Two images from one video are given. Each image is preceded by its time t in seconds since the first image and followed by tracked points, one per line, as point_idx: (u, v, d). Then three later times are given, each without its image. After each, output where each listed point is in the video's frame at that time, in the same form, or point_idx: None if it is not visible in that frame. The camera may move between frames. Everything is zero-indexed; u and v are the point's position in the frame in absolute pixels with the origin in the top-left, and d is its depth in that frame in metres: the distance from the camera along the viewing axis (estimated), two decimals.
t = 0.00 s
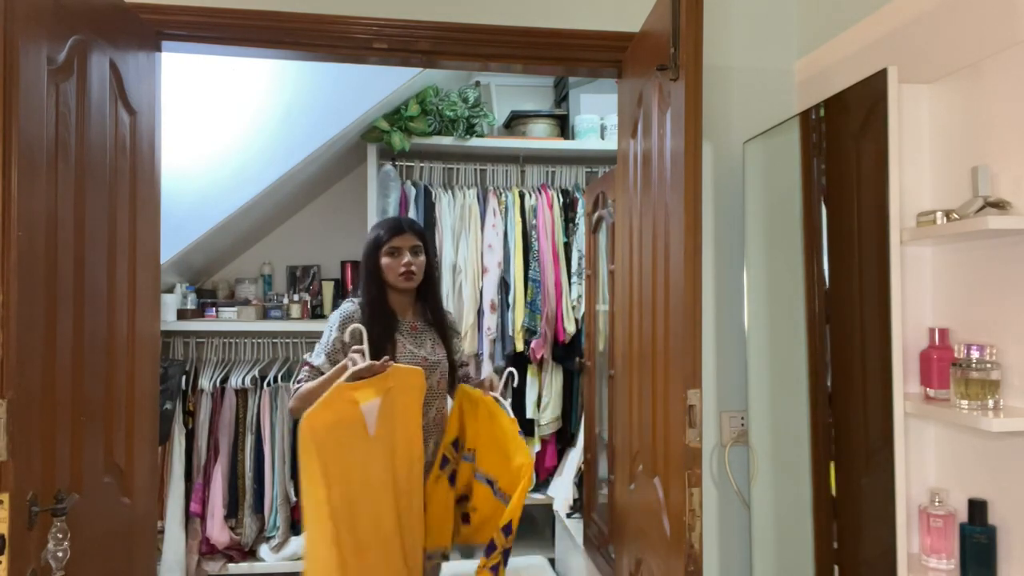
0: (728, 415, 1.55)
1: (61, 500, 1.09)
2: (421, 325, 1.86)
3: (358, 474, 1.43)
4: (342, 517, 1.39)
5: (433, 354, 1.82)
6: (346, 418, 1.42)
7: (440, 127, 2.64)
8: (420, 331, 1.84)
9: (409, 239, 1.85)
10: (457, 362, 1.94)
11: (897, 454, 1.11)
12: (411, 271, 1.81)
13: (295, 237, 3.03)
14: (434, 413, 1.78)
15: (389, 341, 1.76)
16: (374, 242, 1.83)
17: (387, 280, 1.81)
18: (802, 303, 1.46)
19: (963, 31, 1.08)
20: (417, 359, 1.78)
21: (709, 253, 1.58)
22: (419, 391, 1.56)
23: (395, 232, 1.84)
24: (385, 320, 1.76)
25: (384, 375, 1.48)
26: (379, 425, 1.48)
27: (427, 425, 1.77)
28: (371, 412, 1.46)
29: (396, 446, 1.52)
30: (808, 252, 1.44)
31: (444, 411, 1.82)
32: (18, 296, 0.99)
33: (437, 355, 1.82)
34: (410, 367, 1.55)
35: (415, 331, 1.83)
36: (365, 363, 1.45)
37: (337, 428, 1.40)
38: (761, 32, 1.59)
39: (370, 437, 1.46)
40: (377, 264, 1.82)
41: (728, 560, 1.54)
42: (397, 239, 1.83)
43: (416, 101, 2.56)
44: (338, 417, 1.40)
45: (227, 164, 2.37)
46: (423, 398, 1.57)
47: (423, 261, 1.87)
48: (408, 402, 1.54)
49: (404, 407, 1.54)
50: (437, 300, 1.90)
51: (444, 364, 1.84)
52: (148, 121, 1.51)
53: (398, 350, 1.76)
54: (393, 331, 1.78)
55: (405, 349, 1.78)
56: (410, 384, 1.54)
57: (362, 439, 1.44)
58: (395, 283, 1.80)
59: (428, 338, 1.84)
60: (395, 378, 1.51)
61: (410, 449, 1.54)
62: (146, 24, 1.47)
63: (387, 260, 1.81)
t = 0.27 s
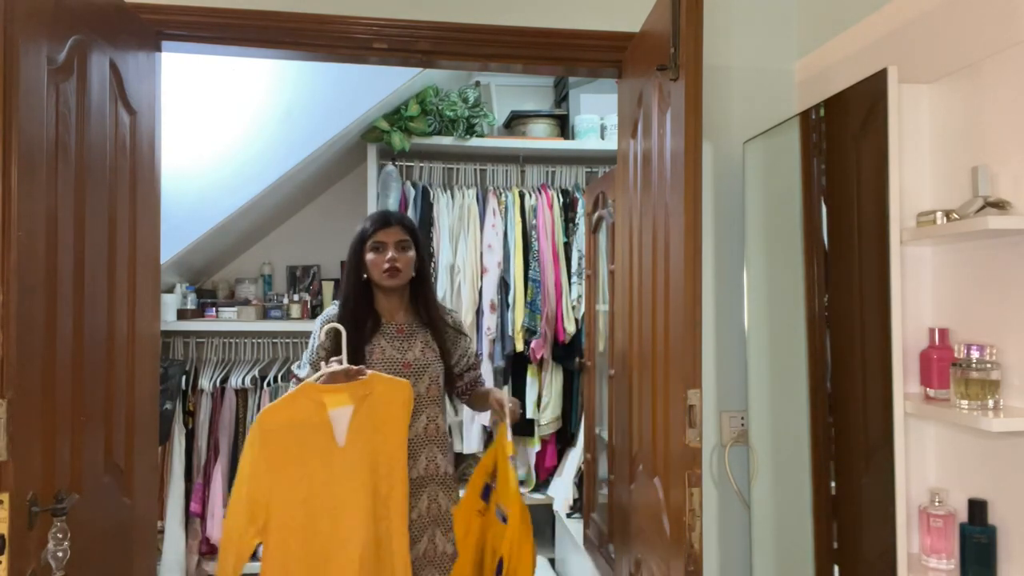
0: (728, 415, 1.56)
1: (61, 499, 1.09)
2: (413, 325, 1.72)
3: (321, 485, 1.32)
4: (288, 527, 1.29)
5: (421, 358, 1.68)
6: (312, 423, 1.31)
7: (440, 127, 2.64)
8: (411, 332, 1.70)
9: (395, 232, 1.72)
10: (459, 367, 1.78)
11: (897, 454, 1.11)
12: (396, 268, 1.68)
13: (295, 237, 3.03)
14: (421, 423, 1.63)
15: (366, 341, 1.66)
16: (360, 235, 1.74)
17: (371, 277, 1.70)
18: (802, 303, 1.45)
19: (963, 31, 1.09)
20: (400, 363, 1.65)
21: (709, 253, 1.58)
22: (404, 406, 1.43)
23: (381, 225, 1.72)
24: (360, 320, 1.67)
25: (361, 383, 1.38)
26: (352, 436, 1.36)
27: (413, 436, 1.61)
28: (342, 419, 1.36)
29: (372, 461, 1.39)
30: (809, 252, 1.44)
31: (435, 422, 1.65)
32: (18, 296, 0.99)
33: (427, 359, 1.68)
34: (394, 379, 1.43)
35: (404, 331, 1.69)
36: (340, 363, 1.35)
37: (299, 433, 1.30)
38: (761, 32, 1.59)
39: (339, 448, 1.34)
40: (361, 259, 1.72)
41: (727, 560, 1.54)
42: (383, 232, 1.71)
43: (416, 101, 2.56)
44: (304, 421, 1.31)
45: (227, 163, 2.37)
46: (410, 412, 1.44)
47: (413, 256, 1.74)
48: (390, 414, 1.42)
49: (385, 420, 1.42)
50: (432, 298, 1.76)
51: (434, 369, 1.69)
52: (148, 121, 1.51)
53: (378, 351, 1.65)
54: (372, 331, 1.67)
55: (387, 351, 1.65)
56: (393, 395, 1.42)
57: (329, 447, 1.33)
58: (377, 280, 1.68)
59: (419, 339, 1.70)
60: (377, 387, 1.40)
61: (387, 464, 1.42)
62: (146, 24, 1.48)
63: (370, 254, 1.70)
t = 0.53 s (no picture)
0: (728, 415, 1.56)
1: (60, 499, 1.09)
2: (418, 333, 1.57)
3: (284, 511, 1.16)
4: (253, 562, 1.13)
5: (421, 370, 1.52)
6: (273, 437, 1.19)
7: (440, 127, 2.64)
8: (414, 340, 1.55)
9: (395, 229, 1.60)
10: (471, 378, 1.62)
11: (897, 454, 1.11)
12: (395, 269, 1.56)
13: (295, 237, 3.03)
14: (419, 443, 1.47)
15: (360, 349, 1.54)
16: (360, 234, 1.63)
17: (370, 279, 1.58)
18: (802, 303, 1.45)
19: (963, 31, 1.08)
20: (395, 375, 1.50)
21: (709, 253, 1.59)
22: (381, 427, 1.23)
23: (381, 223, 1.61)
24: (354, 326, 1.55)
25: (330, 399, 1.23)
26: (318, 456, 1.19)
27: (409, 458, 1.46)
28: (308, 436, 1.21)
29: (344, 489, 1.19)
30: (808, 251, 1.44)
31: (435, 441, 1.48)
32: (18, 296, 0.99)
33: (428, 371, 1.52)
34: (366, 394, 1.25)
35: (404, 339, 1.55)
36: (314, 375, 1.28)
37: (261, 449, 1.18)
38: (761, 32, 1.59)
39: (302, 469, 1.19)
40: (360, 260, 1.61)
41: (727, 560, 1.54)
42: (381, 231, 1.60)
43: (416, 101, 2.56)
44: (265, 434, 1.19)
45: (227, 163, 2.37)
46: (387, 434, 1.23)
47: (416, 256, 1.61)
48: (365, 436, 1.22)
49: (358, 442, 1.22)
50: (439, 303, 1.61)
51: (435, 382, 1.52)
52: (148, 121, 1.51)
53: (371, 361, 1.52)
54: (367, 339, 1.55)
55: (382, 362, 1.52)
56: (366, 412, 1.23)
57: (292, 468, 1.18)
58: (376, 283, 1.57)
59: (421, 348, 1.55)
60: (347, 403, 1.24)
61: (362, 496, 1.20)
62: (146, 24, 1.48)
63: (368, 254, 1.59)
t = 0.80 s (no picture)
0: (728, 415, 1.56)
1: (61, 499, 1.09)
2: (432, 334, 1.49)
3: (248, 517, 1.14)
4: (216, 566, 1.13)
5: (431, 375, 1.43)
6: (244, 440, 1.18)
7: (440, 127, 2.64)
8: (427, 341, 1.47)
9: (410, 218, 1.51)
10: (495, 391, 1.51)
11: (897, 454, 1.11)
12: (410, 263, 1.48)
13: (295, 237, 3.03)
14: (429, 457, 1.39)
15: (367, 349, 1.47)
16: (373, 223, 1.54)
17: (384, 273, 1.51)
18: (802, 303, 1.45)
19: (963, 31, 1.09)
20: (402, 379, 1.42)
21: (709, 254, 1.59)
22: (358, 439, 1.17)
23: (396, 211, 1.52)
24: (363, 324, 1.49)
25: (309, 404, 1.21)
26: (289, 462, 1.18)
27: (416, 472, 1.38)
28: (280, 441, 1.19)
29: (317, 499, 1.16)
30: (809, 252, 1.44)
31: (446, 457, 1.39)
32: (18, 295, 0.99)
33: (439, 376, 1.44)
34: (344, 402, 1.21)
35: (414, 340, 1.47)
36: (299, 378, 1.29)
37: (232, 451, 1.17)
38: (761, 32, 1.59)
39: (272, 475, 1.17)
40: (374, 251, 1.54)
41: (727, 560, 1.55)
42: (396, 220, 1.50)
43: (416, 101, 2.56)
44: (240, 431, 1.19)
45: (227, 163, 2.36)
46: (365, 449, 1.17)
47: (433, 247, 1.52)
48: (340, 448, 1.18)
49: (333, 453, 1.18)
50: (458, 303, 1.52)
51: (448, 389, 1.43)
52: (148, 121, 1.51)
53: (377, 362, 1.44)
54: (375, 338, 1.48)
55: (389, 365, 1.44)
56: (342, 423, 1.19)
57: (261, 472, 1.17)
58: (390, 277, 1.49)
59: (434, 350, 1.46)
60: (324, 411, 1.20)
61: (334, 509, 1.15)
62: (146, 24, 1.48)
63: (382, 244, 1.51)
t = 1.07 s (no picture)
0: (728, 415, 1.56)
1: (61, 499, 1.09)
2: (443, 339, 1.38)
3: (254, 530, 1.04)
4: None
5: (443, 385, 1.33)
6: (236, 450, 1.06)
7: (440, 127, 2.64)
8: (437, 348, 1.36)
9: (416, 209, 1.39)
10: (514, 400, 1.40)
11: (897, 454, 1.11)
12: (416, 261, 1.36)
13: (295, 237, 3.03)
14: (442, 477, 1.28)
15: (373, 356, 1.37)
16: (377, 215, 1.42)
17: (388, 272, 1.39)
18: (802, 302, 1.45)
19: (963, 31, 1.09)
20: (411, 389, 1.32)
21: (709, 254, 1.59)
22: (359, 444, 1.04)
23: (400, 203, 1.40)
24: (367, 327, 1.38)
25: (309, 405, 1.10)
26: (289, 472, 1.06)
27: (427, 494, 1.28)
28: (281, 448, 1.08)
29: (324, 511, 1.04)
30: (809, 252, 1.43)
31: (460, 477, 1.28)
32: (18, 295, 0.99)
33: (451, 386, 1.33)
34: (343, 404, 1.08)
35: (423, 345, 1.36)
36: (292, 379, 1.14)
37: (229, 459, 1.05)
38: (761, 32, 1.59)
39: (277, 484, 1.06)
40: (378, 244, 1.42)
41: (727, 560, 1.55)
42: (401, 213, 1.38)
43: (416, 101, 2.56)
44: (236, 438, 1.06)
45: (226, 163, 2.36)
46: (364, 458, 1.03)
47: (442, 241, 1.40)
48: (343, 455, 1.05)
49: (334, 460, 1.05)
50: (472, 305, 1.41)
51: (461, 401, 1.33)
52: (148, 121, 1.51)
53: (383, 370, 1.34)
54: (382, 344, 1.38)
55: (396, 373, 1.33)
56: (340, 427, 1.06)
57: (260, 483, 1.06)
58: (394, 277, 1.37)
59: (446, 357, 1.36)
60: (322, 415, 1.08)
61: (340, 523, 1.03)
62: (146, 24, 1.48)
63: (386, 240, 1.39)
